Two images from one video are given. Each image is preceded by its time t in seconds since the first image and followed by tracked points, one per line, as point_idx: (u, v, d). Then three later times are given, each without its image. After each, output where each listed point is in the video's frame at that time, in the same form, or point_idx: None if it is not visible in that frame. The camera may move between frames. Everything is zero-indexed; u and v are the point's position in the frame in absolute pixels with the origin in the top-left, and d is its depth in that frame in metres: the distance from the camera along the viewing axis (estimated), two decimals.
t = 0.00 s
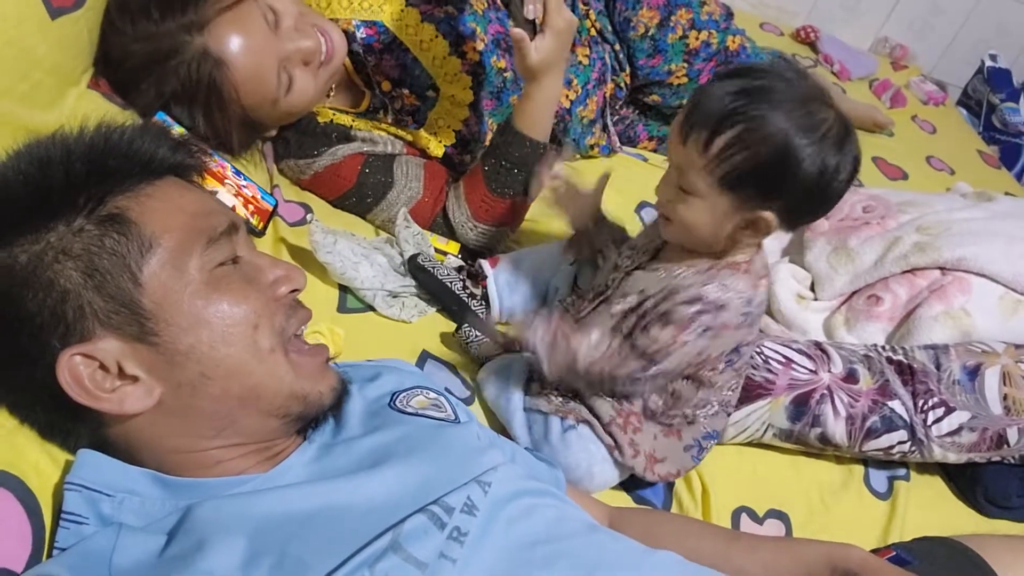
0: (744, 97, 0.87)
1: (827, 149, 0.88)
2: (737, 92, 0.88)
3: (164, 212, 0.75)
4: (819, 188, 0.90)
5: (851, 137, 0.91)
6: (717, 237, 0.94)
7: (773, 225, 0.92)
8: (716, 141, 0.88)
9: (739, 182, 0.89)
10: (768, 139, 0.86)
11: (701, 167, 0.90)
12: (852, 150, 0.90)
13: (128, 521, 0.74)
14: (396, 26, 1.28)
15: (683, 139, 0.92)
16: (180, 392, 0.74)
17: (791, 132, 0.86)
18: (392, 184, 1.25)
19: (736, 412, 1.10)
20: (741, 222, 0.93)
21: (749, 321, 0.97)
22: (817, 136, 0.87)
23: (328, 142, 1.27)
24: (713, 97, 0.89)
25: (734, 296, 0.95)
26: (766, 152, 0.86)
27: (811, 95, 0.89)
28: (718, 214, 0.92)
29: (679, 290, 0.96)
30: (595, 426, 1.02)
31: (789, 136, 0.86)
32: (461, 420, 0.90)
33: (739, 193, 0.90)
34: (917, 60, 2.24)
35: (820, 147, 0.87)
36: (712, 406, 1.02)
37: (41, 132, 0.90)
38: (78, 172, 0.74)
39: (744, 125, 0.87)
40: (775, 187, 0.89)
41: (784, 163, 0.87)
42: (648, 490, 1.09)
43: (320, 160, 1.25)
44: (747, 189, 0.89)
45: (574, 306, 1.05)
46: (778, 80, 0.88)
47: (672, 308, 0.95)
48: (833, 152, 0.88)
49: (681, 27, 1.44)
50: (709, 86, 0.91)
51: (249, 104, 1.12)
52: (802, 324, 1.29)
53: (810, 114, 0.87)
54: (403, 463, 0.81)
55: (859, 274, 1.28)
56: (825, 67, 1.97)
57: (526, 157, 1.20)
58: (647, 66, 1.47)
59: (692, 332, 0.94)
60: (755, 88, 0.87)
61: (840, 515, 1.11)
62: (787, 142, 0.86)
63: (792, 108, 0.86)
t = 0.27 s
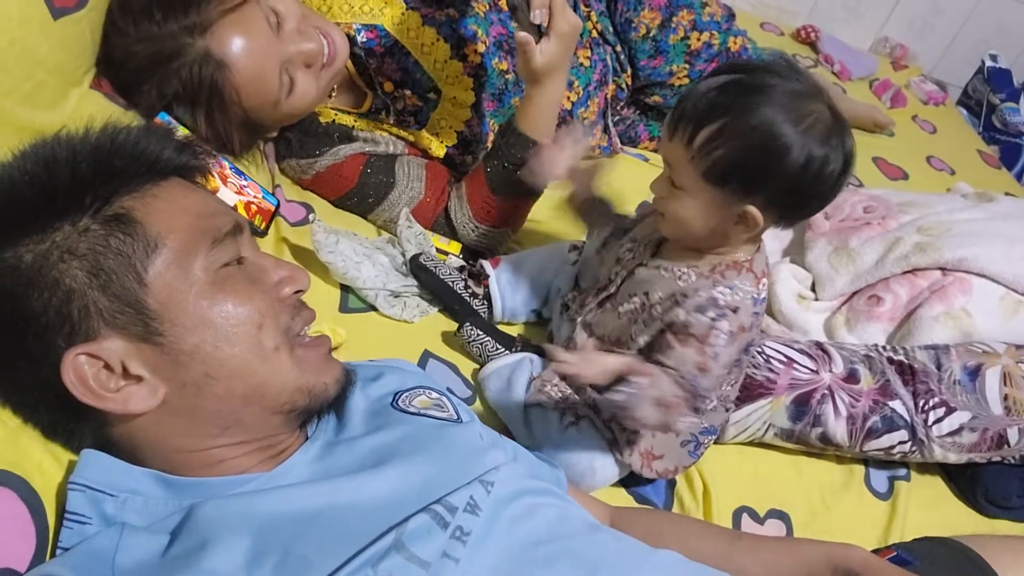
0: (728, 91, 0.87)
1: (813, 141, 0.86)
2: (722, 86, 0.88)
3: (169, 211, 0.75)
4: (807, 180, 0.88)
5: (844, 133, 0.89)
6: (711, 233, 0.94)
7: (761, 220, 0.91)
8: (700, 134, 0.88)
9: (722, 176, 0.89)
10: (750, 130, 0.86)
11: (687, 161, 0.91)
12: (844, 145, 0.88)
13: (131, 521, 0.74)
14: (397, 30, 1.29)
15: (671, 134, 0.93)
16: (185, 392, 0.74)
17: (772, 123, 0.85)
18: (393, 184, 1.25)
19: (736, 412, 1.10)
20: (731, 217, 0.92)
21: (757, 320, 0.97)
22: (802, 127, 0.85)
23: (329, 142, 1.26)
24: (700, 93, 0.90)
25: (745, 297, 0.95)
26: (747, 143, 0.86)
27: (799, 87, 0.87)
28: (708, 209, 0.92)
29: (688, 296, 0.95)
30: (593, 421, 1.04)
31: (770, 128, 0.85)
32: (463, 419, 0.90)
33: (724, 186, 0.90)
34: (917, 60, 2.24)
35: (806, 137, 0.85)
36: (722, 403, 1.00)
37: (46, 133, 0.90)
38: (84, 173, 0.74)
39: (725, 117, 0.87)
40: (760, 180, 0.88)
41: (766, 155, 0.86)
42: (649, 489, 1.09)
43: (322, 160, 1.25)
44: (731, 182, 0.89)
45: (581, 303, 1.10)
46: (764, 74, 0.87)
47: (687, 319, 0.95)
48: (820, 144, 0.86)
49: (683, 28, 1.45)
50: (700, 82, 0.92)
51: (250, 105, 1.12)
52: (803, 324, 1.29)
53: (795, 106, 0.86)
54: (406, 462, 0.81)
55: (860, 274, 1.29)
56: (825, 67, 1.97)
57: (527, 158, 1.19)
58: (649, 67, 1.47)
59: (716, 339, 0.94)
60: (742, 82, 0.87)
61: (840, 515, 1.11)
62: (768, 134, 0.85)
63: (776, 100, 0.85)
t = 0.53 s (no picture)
0: (722, 87, 0.86)
1: (808, 138, 0.84)
2: (717, 84, 0.87)
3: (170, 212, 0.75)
4: (801, 179, 0.86)
5: (841, 136, 0.87)
6: (708, 237, 0.92)
7: (757, 219, 0.89)
8: (694, 131, 0.87)
9: (717, 173, 0.87)
10: (742, 124, 0.84)
11: (682, 159, 0.89)
12: (840, 146, 0.86)
13: (132, 522, 0.75)
14: (397, 30, 1.29)
15: (666, 134, 0.91)
16: (186, 393, 0.74)
17: (767, 119, 0.83)
18: (394, 184, 1.25)
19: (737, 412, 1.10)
20: (727, 217, 0.90)
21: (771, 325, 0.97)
22: (797, 124, 0.84)
23: (331, 142, 1.26)
24: (695, 90, 0.89)
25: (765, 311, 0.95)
26: (739, 138, 0.84)
27: (795, 85, 0.86)
28: (704, 209, 0.90)
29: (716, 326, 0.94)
30: (594, 429, 1.04)
31: (765, 123, 0.83)
32: (464, 420, 0.90)
33: (719, 184, 0.88)
34: (917, 60, 2.24)
35: (801, 133, 0.84)
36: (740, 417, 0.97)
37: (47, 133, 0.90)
38: (85, 173, 0.74)
39: (720, 113, 0.85)
40: (755, 177, 0.86)
41: (761, 151, 0.84)
42: (650, 491, 1.09)
43: (323, 160, 1.25)
44: (725, 179, 0.87)
45: (581, 316, 1.06)
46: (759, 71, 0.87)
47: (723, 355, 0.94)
48: (816, 142, 0.84)
49: (684, 27, 1.45)
50: (694, 82, 0.91)
51: (251, 105, 1.12)
52: (803, 325, 1.29)
53: (790, 104, 0.84)
54: (407, 462, 0.81)
55: (860, 275, 1.29)
56: (825, 67, 1.97)
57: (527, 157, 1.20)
58: (650, 66, 1.47)
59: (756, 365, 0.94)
60: (738, 79, 0.86)
61: (840, 516, 1.11)
62: (763, 129, 0.83)
63: (771, 96, 0.84)
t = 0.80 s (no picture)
0: (736, 108, 0.87)
1: (823, 160, 0.85)
2: (731, 103, 0.88)
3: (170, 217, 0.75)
4: (814, 201, 0.87)
5: (855, 154, 0.88)
6: (718, 249, 0.93)
7: (767, 239, 0.90)
8: (708, 151, 0.88)
9: (728, 193, 0.88)
10: (756, 147, 0.85)
11: (694, 177, 0.91)
12: (854, 166, 0.87)
13: (131, 528, 0.74)
14: (397, 31, 1.29)
15: (680, 150, 0.93)
16: (186, 398, 0.74)
17: (780, 140, 0.84)
18: (395, 186, 1.25)
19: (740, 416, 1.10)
20: (735, 234, 0.91)
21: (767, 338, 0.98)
22: (811, 145, 0.85)
23: (330, 143, 1.26)
24: (709, 109, 0.89)
25: (754, 322, 0.95)
26: (753, 160, 0.85)
27: (810, 105, 0.87)
28: (715, 226, 0.91)
29: (699, 324, 0.95)
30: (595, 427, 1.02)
31: (778, 145, 0.84)
32: (464, 424, 0.90)
33: (730, 204, 0.89)
34: (918, 61, 2.24)
35: (816, 156, 0.85)
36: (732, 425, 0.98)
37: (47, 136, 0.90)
38: (88, 177, 0.74)
39: (733, 134, 0.87)
40: (766, 197, 0.87)
41: (773, 172, 0.85)
42: (650, 494, 1.08)
43: (323, 162, 1.24)
44: (736, 200, 0.88)
45: (587, 310, 1.08)
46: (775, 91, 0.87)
47: (699, 353, 0.95)
48: (829, 163, 0.85)
49: (685, 28, 1.44)
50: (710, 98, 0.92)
51: (251, 108, 1.12)
52: (804, 327, 1.29)
53: (805, 124, 0.85)
54: (407, 466, 0.80)
55: (861, 277, 1.29)
56: (826, 68, 1.97)
57: (530, 159, 1.19)
58: (650, 68, 1.47)
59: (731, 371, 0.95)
60: (753, 99, 0.87)
61: (841, 519, 1.10)
62: (776, 150, 0.84)
63: (785, 117, 0.85)
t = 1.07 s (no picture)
0: (739, 105, 0.88)
1: (824, 159, 0.86)
2: (734, 100, 0.88)
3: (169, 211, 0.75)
4: (814, 199, 0.87)
5: (858, 154, 0.88)
6: (716, 244, 0.94)
7: (765, 235, 0.90)
8: (708, 147, 0.89)
9: (728, 190, 0.89)
10: (757, 145, 0.86)
11: (694, 173, 0.91)
12: (856, 165, 0.87)
13: (132, 517, 0.74)
14: (396, 26, 1.29)
15: (682, 145, 0.93)
16: (186, 389, 0.74)
17: (782, 139, 0.85)
18: (394, 181, 1.25)
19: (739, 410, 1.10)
20: (733, 232, 0.92)
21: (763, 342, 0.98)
22: (812, 144, 0.85)
23: (330, 139, 1.27)
24: (712, 106, 0.90)
25: (749, 318, 0.95)
26: (754, 157, 0.86)
27: (814, 104, 0.87)
28: (714, 222, 0.92)
29: (693, 315, 0.96)
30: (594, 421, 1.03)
31: (779, 144, 0.85)
32: (463, 416, 0.90)
33: (729, 200, 0.90)
34: (916, 58, 2.24)
35: (818, 154, 0.85)
36: (728, 413, 1.02)
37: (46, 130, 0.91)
38: (90, 169, 0.74)
39: (734, 131, 0.87)
40: (765, 195, 0.88)
41: (773, 170, 0.86)
42: (649, 487, 1.09)
43: (322, 157, 1.25)
44: (736, 197, 0.89)
45: (588, 305, 1.09)
46: (779, 89, 0.88)
47: (690, 338, 0.96)
48: (830, 162, 0.86)
49: (683, 25, 1.45)
50: (714, 94, 0.93)
51: (249, 103, 1.12)
52: (802, 322, 1.29)
53: (807, 124, 0.86)
54: (407, 458, 0.81)
55: (859, 272, 1.29)
56: (825, 65, 1.97)
57: (529, 153, 1.20)
58: (649, 64, 1.47)
59: (718, 361, 0.95)
60: (755, 97, 0.87)
61: (840, 512, 1.11)
62: (777, 149, 0.85)
63: (787, 116, 0.86)
